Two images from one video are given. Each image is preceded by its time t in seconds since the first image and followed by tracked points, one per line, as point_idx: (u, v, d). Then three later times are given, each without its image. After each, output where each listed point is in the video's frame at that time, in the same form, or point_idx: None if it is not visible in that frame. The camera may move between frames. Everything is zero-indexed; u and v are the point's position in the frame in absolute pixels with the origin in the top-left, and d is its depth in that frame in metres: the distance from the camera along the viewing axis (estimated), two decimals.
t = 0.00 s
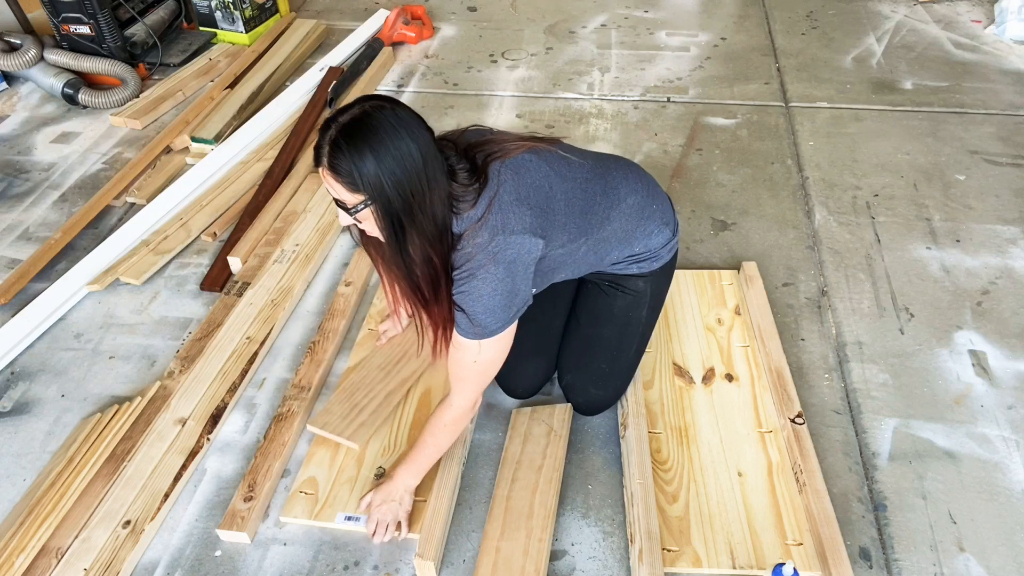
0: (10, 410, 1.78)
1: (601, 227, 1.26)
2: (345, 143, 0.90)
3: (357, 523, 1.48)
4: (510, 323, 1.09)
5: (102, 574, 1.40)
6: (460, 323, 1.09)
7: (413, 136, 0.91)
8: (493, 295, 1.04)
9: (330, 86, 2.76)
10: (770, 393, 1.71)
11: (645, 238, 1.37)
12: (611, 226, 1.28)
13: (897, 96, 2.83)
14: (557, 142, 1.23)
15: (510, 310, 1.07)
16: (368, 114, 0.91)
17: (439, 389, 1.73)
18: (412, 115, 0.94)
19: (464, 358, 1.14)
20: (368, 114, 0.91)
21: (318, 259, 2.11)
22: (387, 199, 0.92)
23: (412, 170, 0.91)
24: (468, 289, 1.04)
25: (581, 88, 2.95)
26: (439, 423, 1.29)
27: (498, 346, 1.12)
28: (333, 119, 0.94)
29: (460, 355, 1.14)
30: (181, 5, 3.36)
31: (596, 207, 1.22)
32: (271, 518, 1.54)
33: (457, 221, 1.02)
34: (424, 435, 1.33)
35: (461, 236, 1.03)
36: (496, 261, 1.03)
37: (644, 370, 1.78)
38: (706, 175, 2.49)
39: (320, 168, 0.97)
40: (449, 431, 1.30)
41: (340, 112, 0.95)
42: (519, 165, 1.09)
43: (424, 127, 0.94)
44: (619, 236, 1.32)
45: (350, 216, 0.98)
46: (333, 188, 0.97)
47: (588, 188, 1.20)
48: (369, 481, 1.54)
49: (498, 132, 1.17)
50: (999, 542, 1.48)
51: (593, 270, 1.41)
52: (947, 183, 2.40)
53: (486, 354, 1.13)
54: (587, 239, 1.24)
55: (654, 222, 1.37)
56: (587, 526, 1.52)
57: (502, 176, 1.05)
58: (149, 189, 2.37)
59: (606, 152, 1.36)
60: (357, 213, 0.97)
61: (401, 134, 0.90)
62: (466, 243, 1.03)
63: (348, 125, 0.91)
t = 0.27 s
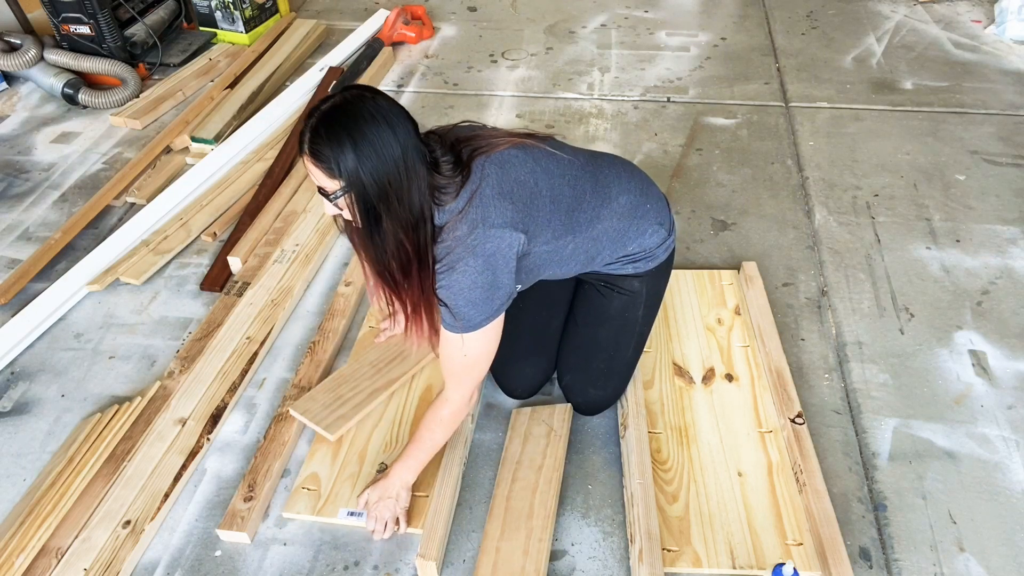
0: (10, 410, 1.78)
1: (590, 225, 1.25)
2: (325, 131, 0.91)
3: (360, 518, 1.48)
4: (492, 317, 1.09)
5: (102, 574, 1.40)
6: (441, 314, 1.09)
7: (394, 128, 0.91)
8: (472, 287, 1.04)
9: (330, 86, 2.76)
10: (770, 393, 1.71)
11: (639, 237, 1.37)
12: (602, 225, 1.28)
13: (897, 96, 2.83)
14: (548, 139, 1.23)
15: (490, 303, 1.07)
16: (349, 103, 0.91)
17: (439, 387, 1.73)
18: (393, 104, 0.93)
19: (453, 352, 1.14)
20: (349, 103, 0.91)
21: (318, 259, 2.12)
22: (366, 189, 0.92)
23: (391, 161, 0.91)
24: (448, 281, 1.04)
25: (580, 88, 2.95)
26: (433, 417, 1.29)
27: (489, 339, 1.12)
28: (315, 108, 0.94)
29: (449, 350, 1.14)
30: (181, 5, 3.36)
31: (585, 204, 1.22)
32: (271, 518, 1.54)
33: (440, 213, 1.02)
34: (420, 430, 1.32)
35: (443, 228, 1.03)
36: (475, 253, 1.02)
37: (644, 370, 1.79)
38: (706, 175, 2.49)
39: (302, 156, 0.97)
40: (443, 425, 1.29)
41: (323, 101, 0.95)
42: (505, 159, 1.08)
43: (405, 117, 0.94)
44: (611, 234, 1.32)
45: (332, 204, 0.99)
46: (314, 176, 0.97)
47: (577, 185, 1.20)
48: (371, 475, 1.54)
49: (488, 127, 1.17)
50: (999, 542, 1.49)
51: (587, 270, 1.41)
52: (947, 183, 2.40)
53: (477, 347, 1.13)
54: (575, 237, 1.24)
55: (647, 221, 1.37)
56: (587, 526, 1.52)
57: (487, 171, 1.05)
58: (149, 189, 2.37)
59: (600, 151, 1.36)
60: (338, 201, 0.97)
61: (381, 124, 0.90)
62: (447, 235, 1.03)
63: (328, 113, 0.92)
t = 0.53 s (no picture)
0: (10, 410, 1.78)
1: (590, 225, 1.25)
2: (324, 123, 0.91)
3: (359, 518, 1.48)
4: (485, 312, 1.09)
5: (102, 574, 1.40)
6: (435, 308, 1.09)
7: (393, 121, 0.91)
8: (467, 280, 1.04)
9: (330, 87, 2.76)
10: (770, 393, 1.71)
11: (639, 237, 1.37)
12: (602, 224, 1.28)
13: (897, 96, 2.83)
14: (549, 137, 1.23)
15: (485, 297, 1.06)
16: (348, 96, 0.91)
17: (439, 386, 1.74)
18: (392, 96, 0.94)
19: (444, 349, 1.16)
20: (349, 96, 0.91)
21: (318, 259, 2.12)
22: (362, 182, 0.92)
23: (389, 153, 0.91)
24: (443, 274, 1.04)
25: (580, 88, 2.95)
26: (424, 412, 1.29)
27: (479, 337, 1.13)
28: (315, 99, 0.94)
29: (442, 344, 1.15)
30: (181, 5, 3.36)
31: (585, 203, 1.22)
32: (271, 518, 1.54)
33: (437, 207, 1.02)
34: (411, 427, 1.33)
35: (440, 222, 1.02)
36: (472, 246, 1.02)
37: (644, 370, 1.79)
38: (706, 175, 2.49)
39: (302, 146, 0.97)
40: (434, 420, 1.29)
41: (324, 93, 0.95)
42: (505, 156, 1.08)
43: (404, 110, 0.94)
44: (610, 235, 1.32)
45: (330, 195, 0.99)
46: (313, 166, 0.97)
47: (578, 184, 1.20)
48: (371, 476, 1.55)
49: (490, 125, 1.17)
50: (999, 542, 1.48)
51: (586, 271, 1.41)
52: (947, 183, 2.40)
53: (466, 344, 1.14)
54: (575, 236, 1.23)
55: (647, 222, 1.36)
56: (587, 526, 1.52)
57: (486, 166, 1.05)
58: (149, 189, 2.37)
59: (601, 150, 1.36)
60: (336, 193, 0.97)
61: (379, 117, 0.90)
62: (444, 227, 1.03)
63: (327, 103, 0.92)
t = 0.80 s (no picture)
0: (10, 410, 1.78)
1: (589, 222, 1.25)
2: (324, 133, 0.91)
3: (359, 518, 1.48)
4: (479, 308, 1.09)
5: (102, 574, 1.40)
6: (429, 303, 1.10)
7: (392, 131, 0.91)
8: (466, 280, 1.04)
9: (330, 87, 2.76)
10: (770, 393, 1.71)
11: (638, 234, 1.37)
12: (601, 221, 1.28)
13: (897, 96, 2.83)
14: (548, 136, 1.23)
15: (480, 296, 1.07)
16: (349, 105, 0.91)
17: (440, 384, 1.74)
18: (393, 104, 0.93)
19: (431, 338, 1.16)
20: (349, 105, 0.91)
21: (318, 259, 2.12)
22: (363, 191, 0.92)
23: (388, 163, 0.92)
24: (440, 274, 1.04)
25: (580, 88, 2.95)
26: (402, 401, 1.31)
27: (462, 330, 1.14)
28: (316, 107, 0.94)
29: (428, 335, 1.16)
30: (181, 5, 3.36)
31: (584, 200, 1.22)
32: (271, 517, 1.54)
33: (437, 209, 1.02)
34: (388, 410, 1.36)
35: (441, 223, 1.03)
36: (472, 246, 1.02)
37: (644, 369, 1.79)
38: (706, 175, 2.49)
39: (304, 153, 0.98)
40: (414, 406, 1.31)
41: (325, 99, 0.95)
42: (505, 156, 1.08)
43: (405, 117, 0.94)
44: (610, 231, 1.32)
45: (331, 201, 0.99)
46: (315, 172, 0.98)
47: (577, 181, 1.20)
48: (371, 476, 1.55)
49: (490, 126, 1.17)
50: (999, 542, 1.49)
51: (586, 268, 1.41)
52: (947, 183, 2.40)
53: (449, 337, 1.15)
54: (575, 234, 1.23)
55: (647, 219, 1.37)
56: (587, 526, 1.52)
57: (487, 168, 1.05)
58: (149, 189, 2.37)
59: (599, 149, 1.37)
60: (336, 200, 0.98)
61: (379, 128, 0.90)
62: (445, 228, 1.03)
63: (327, 113, 0.92)
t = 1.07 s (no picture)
0: (10, 410, 1.78)
1: (583, 229, 1.25)
2: (319, 141, 0.91)
3: (359, 518, 1.48)
4: (460, 315, 1.12)
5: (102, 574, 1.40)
6: (415, 309, 1.12)
7: (386, 141, 0.91)
8: (449, 289, 1.06)
9: (330, 87, 2.76)
10: (770, 393, 1.71)
11: (634, 237, 1.37)
12: (597, 226, 1.28)
13: (897, 96, 2.83)
14: (544, 141, 1.23)
15: (460, 306, 1.09)
16: (344, 113, 0.91)
17: (440, 383, 1.74)
18: (387, 113, 0.93)
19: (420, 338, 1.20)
20: (345, 113, 0.91)
21: (317, 259, 2.12)
22: (356, 199, 0.92)
23: (382, 172, 0.92)
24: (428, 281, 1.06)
25: (580, 88, 2.95)
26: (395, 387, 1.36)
27: (442, 337, 1.18)
28: (312, 114, 0.94)
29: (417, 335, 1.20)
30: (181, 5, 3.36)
31: (578, 207, 1.22)
32: (271, 517, 1.54)
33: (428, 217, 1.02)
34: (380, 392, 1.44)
35: (431, 231, 1.03)
36: (458, 259, 1.03)
37: (644, 369, 1.79)
38: (706, 175, 2.49)
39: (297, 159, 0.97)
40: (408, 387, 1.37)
41: (320, 107, 0.94)
42: (498, 166, 1.07)
43: (400, 127, 0.94)
44: (606, 235, 1.32)
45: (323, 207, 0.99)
46: (308, 178, 0.97)
47: (571, 188, 1.20)
48: (372, 476, 1.55)
49: (487, 130, 1.16)
50: (999, 542, 1.49)
51: (585, 270, 1.42)
52: (947, 183, 2.40)
53: (430, 341, 1.19)
54: (568, 241, 1.23)
55: (643, 225, 1.37)
56: (587, 526, 1.52)
57: (479, 178, 1.04)
58: (149, 189, 2.37)
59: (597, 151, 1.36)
60: (329, 206, 0.97)
61: (373, 137, 0.90)
62: (434, 237, 1.03)
63: (321, 122, 0.91)
